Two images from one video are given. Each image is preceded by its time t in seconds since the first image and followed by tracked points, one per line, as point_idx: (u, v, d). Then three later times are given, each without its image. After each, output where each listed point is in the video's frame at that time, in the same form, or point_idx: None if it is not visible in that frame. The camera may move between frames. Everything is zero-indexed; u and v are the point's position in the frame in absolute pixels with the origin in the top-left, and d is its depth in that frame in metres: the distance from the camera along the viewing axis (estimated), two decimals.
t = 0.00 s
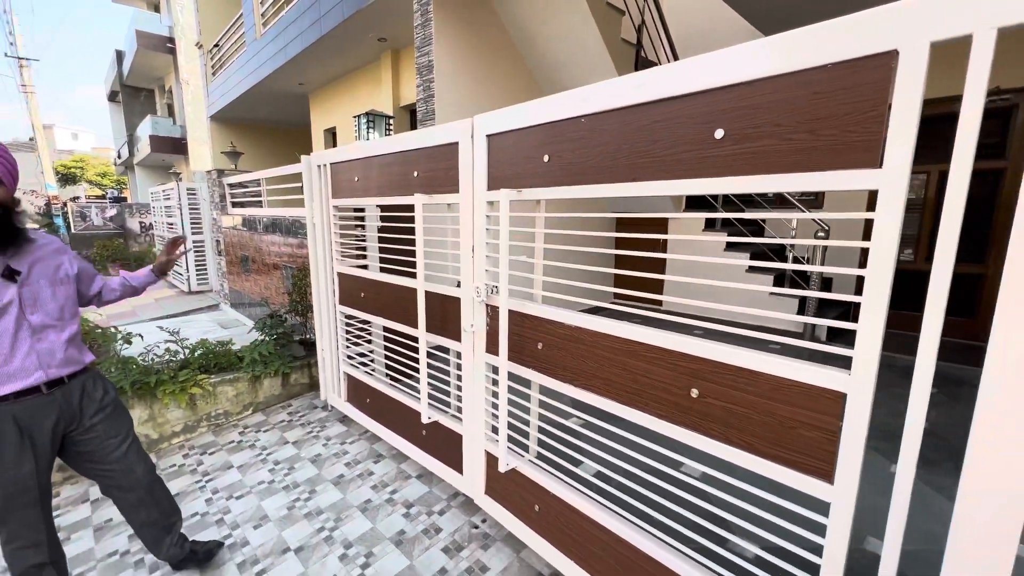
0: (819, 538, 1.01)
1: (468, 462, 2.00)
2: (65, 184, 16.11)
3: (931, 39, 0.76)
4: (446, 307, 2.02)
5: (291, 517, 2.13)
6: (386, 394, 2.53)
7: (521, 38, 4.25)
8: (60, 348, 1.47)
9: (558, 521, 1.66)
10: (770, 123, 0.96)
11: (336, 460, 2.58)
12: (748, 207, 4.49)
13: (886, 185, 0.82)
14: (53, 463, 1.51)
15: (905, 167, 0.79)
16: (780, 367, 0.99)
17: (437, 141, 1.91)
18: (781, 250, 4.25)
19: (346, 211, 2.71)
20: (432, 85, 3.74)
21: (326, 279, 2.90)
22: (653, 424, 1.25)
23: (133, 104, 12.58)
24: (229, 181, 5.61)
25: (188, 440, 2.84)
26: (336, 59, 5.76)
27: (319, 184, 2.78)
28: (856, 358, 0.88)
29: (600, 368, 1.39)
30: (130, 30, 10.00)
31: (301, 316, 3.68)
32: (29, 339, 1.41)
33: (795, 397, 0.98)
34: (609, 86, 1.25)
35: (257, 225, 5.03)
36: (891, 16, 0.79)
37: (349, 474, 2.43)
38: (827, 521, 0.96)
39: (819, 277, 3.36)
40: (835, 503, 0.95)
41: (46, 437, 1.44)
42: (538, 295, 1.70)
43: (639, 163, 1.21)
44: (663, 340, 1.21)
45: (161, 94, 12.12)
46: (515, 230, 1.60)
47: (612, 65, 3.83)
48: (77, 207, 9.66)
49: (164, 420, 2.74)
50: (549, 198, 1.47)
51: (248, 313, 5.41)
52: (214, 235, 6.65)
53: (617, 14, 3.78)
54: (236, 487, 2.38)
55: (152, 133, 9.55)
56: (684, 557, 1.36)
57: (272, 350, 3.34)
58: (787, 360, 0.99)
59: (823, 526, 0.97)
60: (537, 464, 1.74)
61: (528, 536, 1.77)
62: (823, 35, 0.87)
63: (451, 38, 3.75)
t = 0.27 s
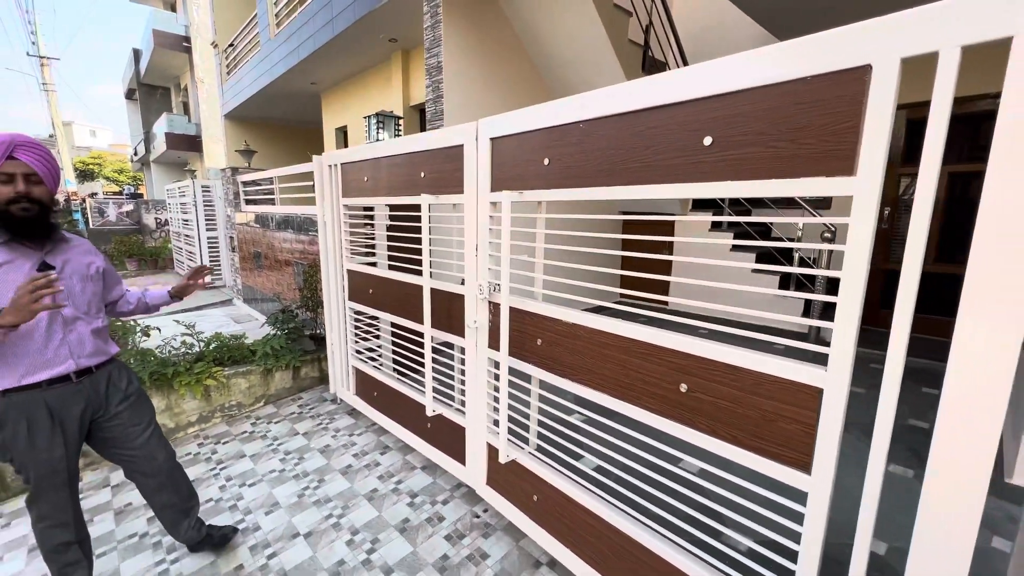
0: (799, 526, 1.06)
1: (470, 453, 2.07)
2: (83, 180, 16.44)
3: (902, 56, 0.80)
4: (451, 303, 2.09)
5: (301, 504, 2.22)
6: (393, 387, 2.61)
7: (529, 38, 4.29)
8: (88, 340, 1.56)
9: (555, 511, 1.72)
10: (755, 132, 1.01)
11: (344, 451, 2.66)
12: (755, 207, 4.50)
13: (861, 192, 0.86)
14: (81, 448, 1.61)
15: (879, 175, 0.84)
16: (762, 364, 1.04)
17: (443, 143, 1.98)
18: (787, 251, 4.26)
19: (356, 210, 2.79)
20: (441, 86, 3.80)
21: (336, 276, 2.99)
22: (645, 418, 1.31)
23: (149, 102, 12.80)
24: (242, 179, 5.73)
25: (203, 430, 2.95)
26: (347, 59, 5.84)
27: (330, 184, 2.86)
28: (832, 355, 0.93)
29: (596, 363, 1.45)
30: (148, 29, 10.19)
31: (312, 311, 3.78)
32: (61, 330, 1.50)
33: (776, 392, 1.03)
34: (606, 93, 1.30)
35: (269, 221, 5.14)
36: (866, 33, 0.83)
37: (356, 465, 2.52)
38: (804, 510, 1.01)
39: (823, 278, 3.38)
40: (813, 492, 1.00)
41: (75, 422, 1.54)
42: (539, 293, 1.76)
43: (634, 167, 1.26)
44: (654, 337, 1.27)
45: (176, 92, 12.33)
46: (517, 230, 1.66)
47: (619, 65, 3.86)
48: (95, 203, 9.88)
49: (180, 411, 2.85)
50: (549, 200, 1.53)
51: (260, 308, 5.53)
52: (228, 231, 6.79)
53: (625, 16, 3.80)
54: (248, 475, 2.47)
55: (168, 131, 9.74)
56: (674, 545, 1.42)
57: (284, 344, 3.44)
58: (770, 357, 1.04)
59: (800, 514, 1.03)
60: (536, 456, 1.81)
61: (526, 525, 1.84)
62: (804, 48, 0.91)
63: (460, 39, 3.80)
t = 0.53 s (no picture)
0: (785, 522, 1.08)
1: (470, 449, 2.11)
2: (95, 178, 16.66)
3: (886, 61, 0.82)
4: (452, 301, 2.11)
5: (303, 497, 2.26)
6: (396, 384, 2.64)
7: (534, 38, 4.30)
8: (97, 333, 1.60)
9: (551, 507, 1.75)
10: (745, 135, 1.03)
11: (347, 446, 2.71)
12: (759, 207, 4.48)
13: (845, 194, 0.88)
14: (91, 440, 1.66)
15: (863, 178, 0.86)
16: (751, 362, 1.06)
17: (445, 143, 2.00)
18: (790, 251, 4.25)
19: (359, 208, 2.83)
20: (446, 85, 3.83)
21: (340, 274, 3.03)
22: (637, 415, 1.34)
23: (159, 100, 12.96)
24: (250, 177, 5.80)
25: (209, 424, 3.00)
26: (354, 58, 5.88)
27: (334, 182, 2.90)
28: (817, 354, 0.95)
29: (591, 361, 1.47)
30: (159, 28, 10.31)
31: (317, 309, 3.83)
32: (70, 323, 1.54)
33: (764, 390, 1.05)
34: (601, 95, 1.32)
35: (276, 219, 5.20)
36: (851, 39, 0.85)
37: (359, 460, 2.56)
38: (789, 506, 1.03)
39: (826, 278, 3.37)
40: (798, 489, 1.01)
41: (85, 414, 1.59)
42: (538, 292, 1.78)
43: (628, 168, 1.28)
44: (648, 335, 1.29)
45: (186, 91, 12.47)
46: (515, 229, 1.68)
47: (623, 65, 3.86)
48: (106, 200, 10.02)
49: (187, 405, 2.90)
50: (546, 200, 1.55)
51: (266, 305, 5.60)
52: (236, 229, 6.87)
53: (629, 16, 3.81)
54: (253, 469, 2.52)
55: (178, 129, 9.85)
56: (666, 540, 1.44)
57: (289, 341, 3.50)
58: (758, 356, 1.06)
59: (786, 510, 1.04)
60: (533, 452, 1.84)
61: (523, 520, 1.87)
62: (791, 53, 0.93)
63: (464, 39, 3.82)
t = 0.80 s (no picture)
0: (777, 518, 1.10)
1: (469, 446, 2.13)
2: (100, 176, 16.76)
3: (875, 62, 0.83)
4: (451, 299, 2.13)
5: (304, 493, 2.28)
6: (396, 382, 2.66)
7: (536, 38, 4.31)
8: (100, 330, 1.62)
9: (548, 502, 1.77)
10: (739, 135, 1.04)
11: (348, 443, 2.73)
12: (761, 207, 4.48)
13: (836, 193, 0.89)
14: (95, 434, 1.69)
15: (853, 177, 0.87)
16: (743, 359, 1.07)
17: (445, 142, 2.02)
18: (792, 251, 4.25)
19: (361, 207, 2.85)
20: (447, 85, 3.84)
21: (341, 272, 3.05)
22: (634, 412, 1.35)
23: (164, 99, 13.02)
24: (254, 176, 5.82)
25: (212, 421, 3.03)
26: (356, 57, 5.90)
27: (336, 181, 2.92)
28: (808, 352, 0.96)
29: (587, 359, 1.49)
30: (163, 28, 10.36)
31: (319, 307, 3.86)
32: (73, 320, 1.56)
33: (756, 386, 1.07)
34: (598, 94, 1.34)
35: (279, 218, 5.23)
36: (843, 39, 0.86)
37: (359, 456, 2.58)
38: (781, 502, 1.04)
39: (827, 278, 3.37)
40: (789, 485, 1.03)
41: (88, 409, 1.61)
42: (536, 290, 1.80)
43: (625, 168, 1.29)
44: (643, 333, 1.30)
45: (190, 90, 12.52)
46: (513, 227, 1.70)
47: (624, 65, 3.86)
48: (111, 199, 10.08)
49: (190, 401, 2.93)
50: (543, 199, 1.57)
51: (269, 304, 5.63)
52: (239, 228, 6.91)
53: (631, 15, 3.81)
54: (255, 465, 2.54)
55: (182, 128, 9.90)
56: (660, 536, 1.45)
57: (291, 339, 3.53)
58: (750, 353, 1.08)
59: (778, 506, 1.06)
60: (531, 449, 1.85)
61: (521, 516, 1.89)
62: (784, 53, 0.94)
63: (466, 39, 3.83)
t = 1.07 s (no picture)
0: (770, 512, 1.11)
1: (467, 444, 2.14)
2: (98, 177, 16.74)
3: (863, 65, 0.85)
4: (450, 299, 2.15)
5: (303, 491, 2.30)
6: (396, 381, 2.68)
7: (534, 38, 4.32)
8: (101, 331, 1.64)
9: (546, 499, 1.79)
10: (732, 136, 1.06)
11: (347, 441, 2.75)
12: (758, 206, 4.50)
13: (826, 193, 0.91)
14: (95, 432, 1.70)
15: (842, 178, 0.89)
16: (737, 356, 1.09)
17: (443, 143, 2.04)
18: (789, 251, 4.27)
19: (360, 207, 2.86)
20: (446, 86, 3.85)
21: (341, 272, 3.07)
22: (630, 409, 1.37)
23: (163, 99, 13.01)
24: (253, 176, 5.83)
25: (211, 420, 3.04)
26: (355, 57, 5.90)
27: (335, 182, 2.94)
28: (799, 349, 0.98)
29: (584, 357, 1.51)
30: (161, 28, 10.35)
31: (318, 306, 3.87)
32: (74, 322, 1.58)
33: (749, 383, 1.08)
34: (595, 96, 1.35)
35: (278, 218, 5.24)
36: (832, 43, 0.88)
37: (359, 455, 2.60)
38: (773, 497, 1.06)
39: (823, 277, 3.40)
40: (782, 480, 1.05)
41: (88, 407, 1.63)
42: (534, 289, 1.81)
43: (621, 168, 1.31)
44: (639, 331, 1.32)
45: (189, 90, 12.51)
46: (511, 227, 1.71)
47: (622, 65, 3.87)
48: (110, 199, 10.07)
49: (190, 401, 2.94)
50: (541, 199, 1.58)
51: (269, 304, 5.64)
52: (238, 228, 6.91)
53: (629, 16, 3.83)
54: (255, 464, 2.56)
55: (181, 128, 9.90)
56: (656, 531, 1.47)
57: (290, 338, 3.54)
58: (743, 351, 1.09)
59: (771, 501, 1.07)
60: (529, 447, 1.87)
61: (519, 513, 1.91)
62: (775, 56, 0.96)
63: (464, 39, 3.84)
